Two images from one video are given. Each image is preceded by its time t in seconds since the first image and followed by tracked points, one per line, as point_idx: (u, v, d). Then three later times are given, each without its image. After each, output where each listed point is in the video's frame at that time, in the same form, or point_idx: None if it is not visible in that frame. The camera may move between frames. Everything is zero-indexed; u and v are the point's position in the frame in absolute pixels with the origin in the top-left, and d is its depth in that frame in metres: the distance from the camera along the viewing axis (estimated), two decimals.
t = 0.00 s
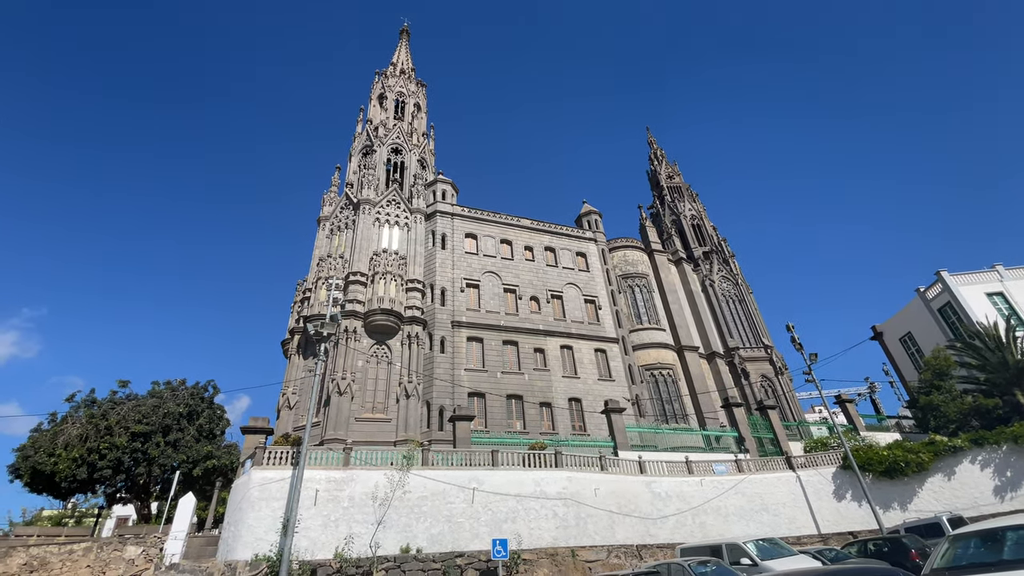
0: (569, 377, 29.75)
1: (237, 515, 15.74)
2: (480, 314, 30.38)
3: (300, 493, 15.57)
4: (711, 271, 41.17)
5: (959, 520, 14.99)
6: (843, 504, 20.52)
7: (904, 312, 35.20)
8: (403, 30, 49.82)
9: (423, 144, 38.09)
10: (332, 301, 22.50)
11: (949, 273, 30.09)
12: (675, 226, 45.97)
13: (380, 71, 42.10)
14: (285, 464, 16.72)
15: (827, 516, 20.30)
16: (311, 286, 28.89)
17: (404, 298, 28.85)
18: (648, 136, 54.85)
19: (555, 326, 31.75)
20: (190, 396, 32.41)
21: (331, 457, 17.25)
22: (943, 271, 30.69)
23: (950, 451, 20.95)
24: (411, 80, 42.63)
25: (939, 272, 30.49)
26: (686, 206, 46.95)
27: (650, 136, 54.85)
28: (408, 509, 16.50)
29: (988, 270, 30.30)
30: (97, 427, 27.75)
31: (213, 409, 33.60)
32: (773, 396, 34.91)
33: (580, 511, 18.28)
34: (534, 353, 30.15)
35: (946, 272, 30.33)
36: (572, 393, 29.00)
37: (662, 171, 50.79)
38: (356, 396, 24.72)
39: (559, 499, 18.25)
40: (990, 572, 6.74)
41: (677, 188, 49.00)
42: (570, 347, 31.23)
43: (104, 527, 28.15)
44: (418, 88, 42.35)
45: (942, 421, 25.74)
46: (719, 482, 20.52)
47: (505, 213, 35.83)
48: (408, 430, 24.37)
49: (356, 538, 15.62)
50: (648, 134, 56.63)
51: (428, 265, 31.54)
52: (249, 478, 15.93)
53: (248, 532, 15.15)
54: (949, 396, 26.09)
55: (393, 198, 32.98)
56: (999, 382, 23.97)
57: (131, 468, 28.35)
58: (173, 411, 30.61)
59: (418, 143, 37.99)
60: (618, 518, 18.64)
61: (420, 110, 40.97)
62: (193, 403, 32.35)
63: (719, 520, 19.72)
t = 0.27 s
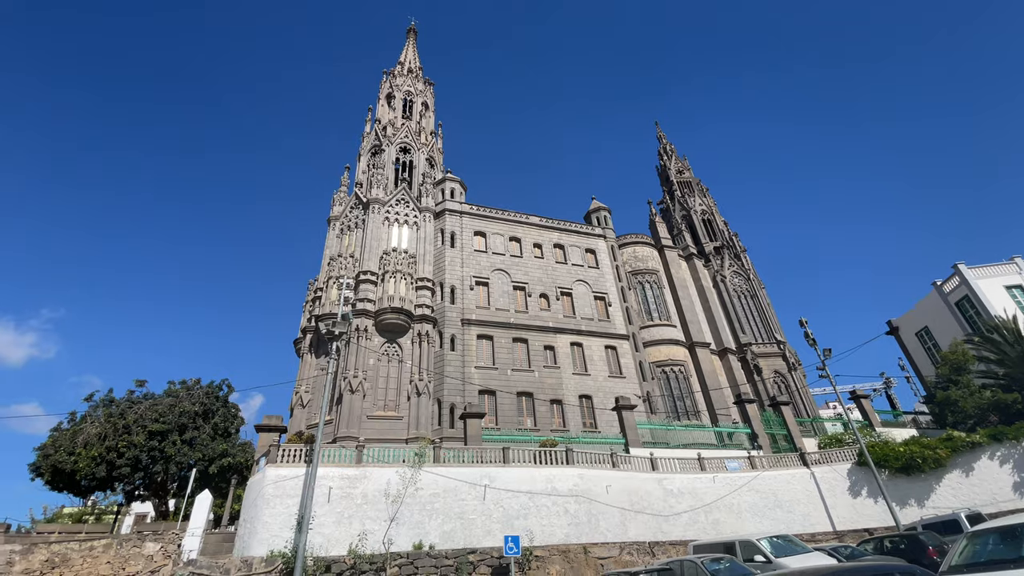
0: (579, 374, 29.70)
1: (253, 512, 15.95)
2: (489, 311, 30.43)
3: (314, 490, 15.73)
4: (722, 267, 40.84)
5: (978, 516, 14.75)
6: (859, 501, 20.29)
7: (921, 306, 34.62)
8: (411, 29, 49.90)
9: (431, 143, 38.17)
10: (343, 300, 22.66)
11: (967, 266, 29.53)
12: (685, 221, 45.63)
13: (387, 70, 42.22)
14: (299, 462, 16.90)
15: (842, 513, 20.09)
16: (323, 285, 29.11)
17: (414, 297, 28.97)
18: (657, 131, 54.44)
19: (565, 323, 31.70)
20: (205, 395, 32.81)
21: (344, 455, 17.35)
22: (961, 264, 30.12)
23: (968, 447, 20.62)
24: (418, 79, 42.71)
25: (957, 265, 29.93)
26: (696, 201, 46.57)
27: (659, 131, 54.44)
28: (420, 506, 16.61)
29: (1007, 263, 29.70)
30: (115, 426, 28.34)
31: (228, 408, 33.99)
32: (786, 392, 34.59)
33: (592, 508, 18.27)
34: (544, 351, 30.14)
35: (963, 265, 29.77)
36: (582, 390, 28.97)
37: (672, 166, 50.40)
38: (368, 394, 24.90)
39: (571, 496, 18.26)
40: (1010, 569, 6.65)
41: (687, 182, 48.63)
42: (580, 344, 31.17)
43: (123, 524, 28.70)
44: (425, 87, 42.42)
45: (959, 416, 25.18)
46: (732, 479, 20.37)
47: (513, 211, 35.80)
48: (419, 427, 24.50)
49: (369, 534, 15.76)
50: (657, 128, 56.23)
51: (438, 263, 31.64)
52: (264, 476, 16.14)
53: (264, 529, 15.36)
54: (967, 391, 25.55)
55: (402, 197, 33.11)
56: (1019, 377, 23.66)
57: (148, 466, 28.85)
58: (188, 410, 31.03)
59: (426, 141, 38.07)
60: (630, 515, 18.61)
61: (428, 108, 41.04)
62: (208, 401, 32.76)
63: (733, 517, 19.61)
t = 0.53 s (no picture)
0: (591, 369, 29.65)
1: (270, 506, 16.21)
2: (500, 307, 30.47)
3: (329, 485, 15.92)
4: (735, 260, 40.44)
5: (998, 510, 14.51)
6: (876, 495, 20.05)
7: (938, 297, 33.97)
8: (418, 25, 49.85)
9: (440, 139, 38.19)
10: (355, 297, 22.83)
11: (986, 256, 28.91)
12: (696, 214, 45.21)
13: (395, 67, 42.27)
14: (314, 457, 17.12)
15: (858, 507, 19.87)
16: (335, 283, 29.35)
17: (425, 294, 29.09)
18: (667, 123, 53.92)
19: (576, 318, 31.64)
20: (222, 392, 33.29)
21: (358, 450, 17.57)
22: (980, 254, 29.50)
23: (988, 440, 20.25)
24: (426, 75, 42.71)
25: (976, 255, 29.32)
26: (707, 194, 46.10)
27: (669, 123, 53.92)
28: (433, 500, 16.75)
29: None
30: (134, 423, 28.97)
31: (244, 405, 34.48)
32: (800, 385, 34.25)
33: (605, 502, 18.29)
34: (555, 346, 30.14)
35: (983, 255, 29.15)
36: (594, 385, 28.93)
37: (682, 159, 49.93)
38: (381, 390, 25.11)
39: (583, 490, 18.28)
40: None
41: (698, 175, 48.15)
42: (591, 339, 31.10)
43: (144, 518, 29.38)
44: (433, 83, 42.43)
45: (979, 409, 24.70)
46: (746, 473, 20.25)
47: (522, 206, 35.72)
48: (431, 423, 24.67)
49: (383, 529, 15.92)
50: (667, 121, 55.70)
51: (448, 260, 31.72)
52: (280, 471, 16.39)
53: (280, 523, 15.60)
54: (987, 383, 25.05)
55: (412, 193, 33.20)
56: None
57: (167, 462, 29.45)
58: (205, 407, 31.54)
59: (434, 138, 38.11)
60: (643, 509, 18.60)
61: (436, 105, 41.04)
62: (225, 398, 33.27)
63: (747, 511, 19.48)
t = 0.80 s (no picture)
0: (602, 361, 29.61)
1: (287, 498, 16.49)
2: (511, 300, 30.49)
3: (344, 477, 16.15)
4: (748, 249, 39.98)
5: (1019, 501, 14.25)
6: (893, 486, 19.83)
7: (958, 285, 33.27)
8: (425, 18, 49.65)
9: (448, 133, 38.13)
10: (367, 291, 23.00)
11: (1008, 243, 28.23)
12: (708, 204, 44.70)
13: (403, 61, 42.20)
14: (329, 450, 17.36)
15: (875, 498, 19.67)
16: (347, 278, 29.58)
17: (435, 288, 29.20)
18: (679, 112, 53.23)
19: (587, 311, 31.56)
20: (238, 386, 33.82)
21: (372, 443, 17.77)
22: (1002, 241, 28.81)
23: (1009, 430, 19.87)
24: (434, 68, 42.58)
25: (997, 241, 28.64)
26: (720, 183, 45.53)
27: (680, 112, 53.22)
28: (446, 492, 16.91)
29: None
30: (154, 417, 29.64)
31: (260, 398, 34.98)
32: (815, 375, 33.88)
33: (617, 493, 18.32)
34: (566, 338, 30.12)
35: (1004, 241, 28.47)
36: (606, 377, 28.90)
37: (694, 148, 49.32)
38: (394, 383, 25.33)
39: (596, 482, 18.32)
40: None
41: (710, 164, 47.55)
42: (602, 331, 31.02)
43: (166, 510, 30.08)
44: (441, 76, 42.29)
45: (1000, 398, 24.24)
46: (760, 464, 20.14)
47: (532, 199, 35.61)
48: (444, 415, 24.87)
49: (398, 520, 16.12)
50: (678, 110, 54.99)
51: (458, 253, 31.78)
52: (297, 463, 16.65)
53: (297, 514, 15.87)
54: (1008, 372, 24.54)
55: (421, 188, 33.25)
56: None
57: (187, 455, 30.07)
58: (222, 401, 32.06)
59: (443, 131, 38.05)
60: (656, 501, 18.61)
61: (444, 98, 40.94)
62: (241, 392, 33.78)
63: (761, 503, 19.40)
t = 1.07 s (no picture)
0: (614, 350, 29.57)
1: (304, 487, 16.81)
2: (521, 290, 30.50)
3: (360, 466, 16.41)
4: (762, 236, 39.47)
5: None
6: (910, 474, 19.63)
7: (978, 270, 32.55)
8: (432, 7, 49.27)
9: (457, 123, 37.98)
10: (378, 283, 23.15)
11: None
12: (721, 190, 44.11)
13: (411, 51, 42.00)
14: (344, 439, 17.62)
15: (891, 486, 19.50)
16: (358, 270, 29.78)
17: (446, 279, 29.28)
18: (690, 97, 52.38)
19: (598, 300, 31.47)
20: (255, 378, 34.40)
21: (386, 432, 18.00)
22: None
23: None
24: (442, 58, 42.31)
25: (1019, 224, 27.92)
26: (733, 169, 44.86)
27: (692, 97, 52.38)
28: (460, 480, 17.11)
29: None
30: (174, 408, 30.31)
31: (276, 390, 35.55)
32: (831, 363, 33.52)
33: (630, 481, 18.40)
34: (577, 328, 30.09)
35: None
36: (617, 366, 28.88)
37: (706, 134, 48.58)
38: (407, 374, 25.57)
39: (608, 470, 18.40)
40: None
41: (723, 149, 46.84)
42: (614, 320, 30.93)
43: (188, 498, 30.87)
44: (449, 66, 42.03)
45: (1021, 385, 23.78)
46: (774, 452, 20.06)
47: (542, 188, 35.41)
48: (457, 405, 25.10)
49: (413, 507, 16.36)
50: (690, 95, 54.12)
51: (468, 244, 31.80)
52: (313, 453, 16.93)
53: (314, 502, 16.18)
54: None
55: (431, 179, 33.23)
56: None
57: (206, 445, 30.77)
58: (240, 392, 32.64)
59: (452, 121, 37.90)
60: (669, 489, 18.65)
61: (452, 88, 40.72)
62: (258, 384, 34.36)
63: (776, 490, 19.34)
